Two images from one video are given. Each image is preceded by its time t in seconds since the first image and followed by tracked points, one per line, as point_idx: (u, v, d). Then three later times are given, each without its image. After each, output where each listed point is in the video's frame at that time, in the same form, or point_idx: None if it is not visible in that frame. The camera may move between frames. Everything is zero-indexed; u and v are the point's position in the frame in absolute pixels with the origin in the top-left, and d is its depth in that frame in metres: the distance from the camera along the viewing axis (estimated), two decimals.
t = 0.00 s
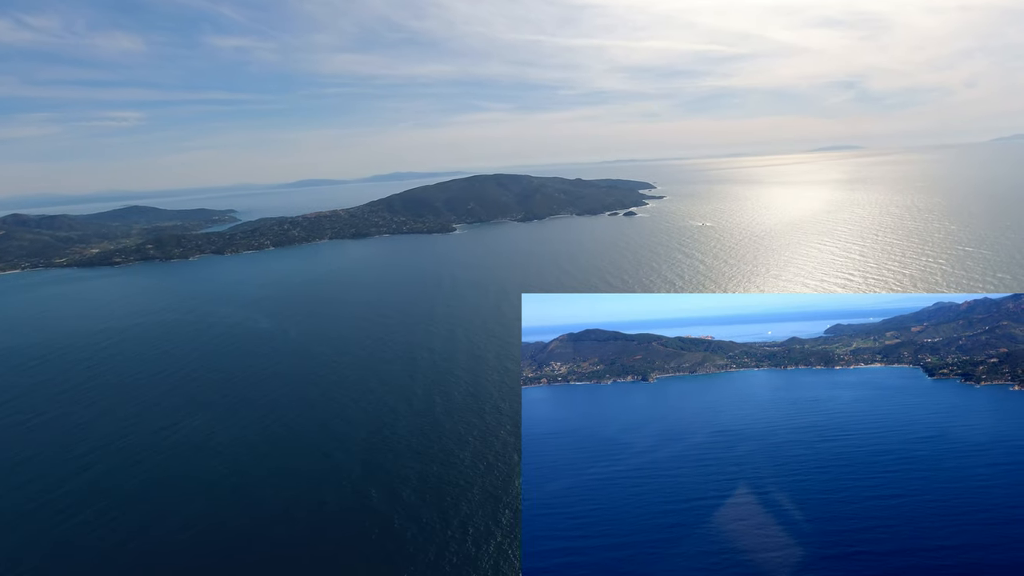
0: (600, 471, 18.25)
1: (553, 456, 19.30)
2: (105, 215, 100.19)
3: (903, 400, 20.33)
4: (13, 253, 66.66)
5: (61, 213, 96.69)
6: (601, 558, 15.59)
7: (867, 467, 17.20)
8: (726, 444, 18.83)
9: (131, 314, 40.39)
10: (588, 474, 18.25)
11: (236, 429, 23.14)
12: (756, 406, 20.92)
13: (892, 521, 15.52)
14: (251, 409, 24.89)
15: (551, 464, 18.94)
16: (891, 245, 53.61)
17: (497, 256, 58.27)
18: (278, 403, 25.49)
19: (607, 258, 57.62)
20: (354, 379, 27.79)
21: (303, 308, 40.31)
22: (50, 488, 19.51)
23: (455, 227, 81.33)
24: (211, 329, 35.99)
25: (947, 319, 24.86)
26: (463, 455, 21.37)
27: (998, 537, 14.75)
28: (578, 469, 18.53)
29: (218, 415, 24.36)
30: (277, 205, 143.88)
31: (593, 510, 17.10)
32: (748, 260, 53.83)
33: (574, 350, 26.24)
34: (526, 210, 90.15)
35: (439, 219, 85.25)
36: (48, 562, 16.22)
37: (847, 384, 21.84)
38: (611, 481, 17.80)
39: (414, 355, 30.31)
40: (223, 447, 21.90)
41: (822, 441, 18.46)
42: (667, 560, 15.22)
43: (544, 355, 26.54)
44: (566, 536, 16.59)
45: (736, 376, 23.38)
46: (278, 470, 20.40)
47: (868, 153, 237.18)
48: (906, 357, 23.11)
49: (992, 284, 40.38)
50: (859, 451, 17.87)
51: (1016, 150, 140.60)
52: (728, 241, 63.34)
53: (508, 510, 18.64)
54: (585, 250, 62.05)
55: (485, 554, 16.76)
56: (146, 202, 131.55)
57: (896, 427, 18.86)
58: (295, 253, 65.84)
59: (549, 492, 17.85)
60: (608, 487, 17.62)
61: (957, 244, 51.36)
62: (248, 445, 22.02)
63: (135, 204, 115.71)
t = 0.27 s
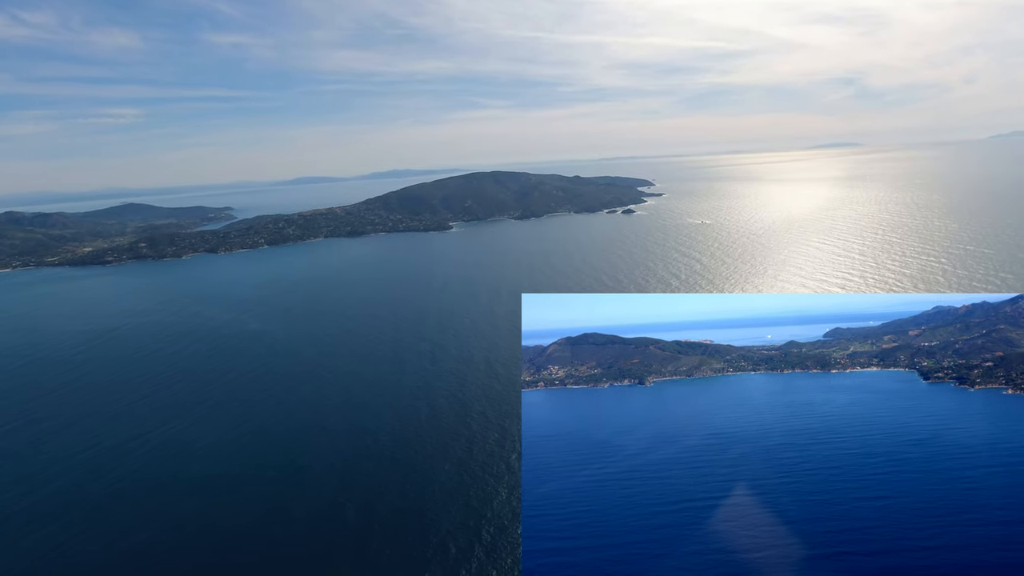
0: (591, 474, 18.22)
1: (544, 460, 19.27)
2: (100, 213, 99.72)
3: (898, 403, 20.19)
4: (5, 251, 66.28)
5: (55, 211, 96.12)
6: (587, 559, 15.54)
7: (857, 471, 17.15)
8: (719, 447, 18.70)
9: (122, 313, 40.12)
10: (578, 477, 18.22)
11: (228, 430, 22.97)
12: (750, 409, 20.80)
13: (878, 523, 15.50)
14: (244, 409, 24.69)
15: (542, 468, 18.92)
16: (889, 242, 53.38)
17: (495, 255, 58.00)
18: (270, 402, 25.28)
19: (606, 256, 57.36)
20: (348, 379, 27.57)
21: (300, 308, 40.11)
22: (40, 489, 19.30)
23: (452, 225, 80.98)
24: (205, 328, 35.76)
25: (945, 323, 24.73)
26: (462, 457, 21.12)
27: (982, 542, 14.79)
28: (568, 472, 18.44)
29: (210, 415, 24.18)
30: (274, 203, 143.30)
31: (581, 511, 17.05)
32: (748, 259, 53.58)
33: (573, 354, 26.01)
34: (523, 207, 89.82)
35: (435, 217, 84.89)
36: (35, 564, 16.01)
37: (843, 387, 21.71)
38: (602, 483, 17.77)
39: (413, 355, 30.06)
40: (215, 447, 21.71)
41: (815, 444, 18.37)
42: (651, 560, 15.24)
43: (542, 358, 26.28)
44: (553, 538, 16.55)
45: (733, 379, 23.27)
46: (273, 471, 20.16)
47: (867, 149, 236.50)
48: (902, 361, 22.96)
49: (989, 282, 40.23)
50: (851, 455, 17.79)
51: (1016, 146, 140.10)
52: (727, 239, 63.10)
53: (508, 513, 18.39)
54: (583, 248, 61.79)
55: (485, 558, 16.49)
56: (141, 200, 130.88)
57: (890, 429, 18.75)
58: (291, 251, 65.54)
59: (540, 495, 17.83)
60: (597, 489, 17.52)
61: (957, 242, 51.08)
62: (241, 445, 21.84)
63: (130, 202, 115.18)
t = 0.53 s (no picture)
0: (586, 475, 18.21)
1: (539, 462, 19.28)
2: (98, 211, 99.58)
3: (897, 406, 20.07)
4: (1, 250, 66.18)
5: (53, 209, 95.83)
6: (581, 562, 15.48)
7: (850, 472, 17.08)
8: (713, 450, 18.66)
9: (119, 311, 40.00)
10: (573, 479, 18.24)
11: (226, 423, 22.89)
12: (748, 412, 20.63)
13: (868, 523, 15.42)
14: (242, 403, 24.60)
15: (537, 470, 18.93)
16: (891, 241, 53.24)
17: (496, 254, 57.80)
18: (268, 396, 25.17)
19: (607, 255, 57.28)
20: (347, 373, 27.45)
21: (298, 304, 39.94)
22: (33, 486, 19.09)
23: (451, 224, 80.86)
24: (203, 325, 35.63)
25: (946, 325, 24.64)
26: (461, 453, 20.87)
27: (973, 543, 14.73)
28: (564, 475, 18.44)
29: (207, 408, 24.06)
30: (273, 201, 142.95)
31: (576, 515, 16.99)
32: (750, 258, 53.45)
33: (574, 356, 26.05)
34: (523, 205, 89.66)
35: (434, 216, 84.76)
36: (27, 563, 15.80)
37: (842, 389, 21.61)
38: (597, 484, 17.77)
39: (412, 352, 29.84)
40: (213, 441, 21.63)
41: (810, 447, 18.27)
42: (645, 562, 15.15)
43: (544, 360, 26.28)
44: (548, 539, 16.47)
45: (734, 381, 23.17)
46: (269, 469, 19.92)
47: (870, 147, 235.68)
48: (902, 363, 22.90)
49: (990, 282, 40.12)
50: (845, 457, 17.73)
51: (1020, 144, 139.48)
52: (729, 239, 62.98)
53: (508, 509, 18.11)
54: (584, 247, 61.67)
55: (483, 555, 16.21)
56: (140, 198, 130.53)
57: (885, 433, 18.55)
58: (289, 250, 65.41)
59: (535, 495, 17.85)
60: (593, 492, 17.49)
61: (960, 241, 50.86)
62: (239, 438, 21.78)
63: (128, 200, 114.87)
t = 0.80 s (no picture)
0: (580, 476, 18.13)
1: (533, 463, 19.20)
2: (97, 211, 99.52)
3: (895, 409, 19.92)
4: None
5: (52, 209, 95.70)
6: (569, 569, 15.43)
7: (845, 473, 16.99)
8: (707, 451, 18.55)
9: (115, 311, 39.99)
10: (567, 480, 18.16)
11: (221, 423, 22.92)
12: (745, 414, 20.51)
13: (852, 525, 15.44)
14: (237, 403, 24.61)
15: (531, 470, 18.83)
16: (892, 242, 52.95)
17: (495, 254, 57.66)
18: (264, 397, 25.20)
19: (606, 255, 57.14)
20: (344, 374, 27.44)
21: (296, 304, 39.86)
22: (26, 486, 19.08)
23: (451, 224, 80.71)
24: (199, 326, 35.60)
25: (946, 328, 24.49)
26: (458, 453, 20.77)
27: (955, 544, 14.78)
28: (556, 475, 18.38)
29: (203, 409, 24.09)
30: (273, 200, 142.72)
31: (567, 518, 16.93)
32: (751, 259, 53.30)
33: (574, 358, 25.78)
34: (523, 205, 89.46)
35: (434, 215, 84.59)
36: (17, 562, 15.79)
37: (840, 392, 21.50)
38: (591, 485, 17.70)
39: (409, 353, 29.80)
40: (208, 441, 21.63)
41: (805, 447, 18.17)
42: (633, 565, 15.14)
43: (543, 362, 26.09)
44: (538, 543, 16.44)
45: (733, 384, 23.02)
46: (264, 467, 19.93)
47: (872, 145, 234.73)
48: (901, 367, 22.76)
49: (993, 282, 39.90)
50: (839, 458, 17.64)
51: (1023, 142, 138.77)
52: (730, 238, 62.80)
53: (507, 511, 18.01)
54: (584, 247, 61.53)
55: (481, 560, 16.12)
56: (140, 198, 130.37)
57: (882, 435, 18.42)
58: (287, 251, 65.27)
59: (528, 497, 17.79)
60: (585, 492, 17.43)
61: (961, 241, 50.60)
62: (234, 438, 21.80)
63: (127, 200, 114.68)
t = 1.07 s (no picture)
0: (574, 471, 18.06)
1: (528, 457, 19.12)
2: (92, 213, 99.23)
3: (892, 404, 19.80)
4: None
5: (49, 211, 95.48)
6: (559, 559, 15.33)
7: (839, 467, 16.89)
8: (702, 446, 18.50)
9: (110, 312, 39.90)
10: (561, 474, 18.08)
11: (216, 422, 22.90)
12: (741, 409, 20.40)
13: (839, 518, 15.20)
14: (233, 402, 24.60)
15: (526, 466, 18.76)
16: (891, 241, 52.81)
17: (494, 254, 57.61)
18: (260, 396, 25.18)
19: (605, 254, 57.12)
20: (340, 373, 27.42)
21: (295, 305, 39.94)
22: (26, 484, 19.15)
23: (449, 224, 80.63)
24: (195, 326, 35.52)
25: (944, 323, 24.38)
26: (454, 451, 20.71)
27: (942, 537, 14.51)
28: (552, 468, 18.37)
29: (198, 408, 24.08)
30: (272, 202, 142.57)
31: (559, 511, 16.91)
32: (750, 258, 53.25)
33: (573, 352, 25.63)
34: (522, 205, 89.38)
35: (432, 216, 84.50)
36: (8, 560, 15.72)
37: (838, 387, 21.37)
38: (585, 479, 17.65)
39: (406, 352, 29.77)
40: (202, 440, 21.61)
41: (800, 442, 18.07)
42: (621, 554, 15.09)
43: (542, 356, 26.02)
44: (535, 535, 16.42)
45: (731, 378, 22.90)
46: (259, 466, 19.90)
47: (873, 145, 233.99)
48: (899, 361, 22.63)
49: (992, 280, 39.84)
50: (834, 453, 17.54)
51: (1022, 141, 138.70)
52: (729, 238, 62.80)
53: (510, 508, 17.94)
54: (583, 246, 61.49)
55: (481, 554, 16.02)
56: (138, 200, 130.13)
57: (878, 431, 18.30)
58: (284, 252, 65.10)
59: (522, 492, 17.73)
60: (578, 486, 17.46)
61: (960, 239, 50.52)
62: (230, 437, 21.79)
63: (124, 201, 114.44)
